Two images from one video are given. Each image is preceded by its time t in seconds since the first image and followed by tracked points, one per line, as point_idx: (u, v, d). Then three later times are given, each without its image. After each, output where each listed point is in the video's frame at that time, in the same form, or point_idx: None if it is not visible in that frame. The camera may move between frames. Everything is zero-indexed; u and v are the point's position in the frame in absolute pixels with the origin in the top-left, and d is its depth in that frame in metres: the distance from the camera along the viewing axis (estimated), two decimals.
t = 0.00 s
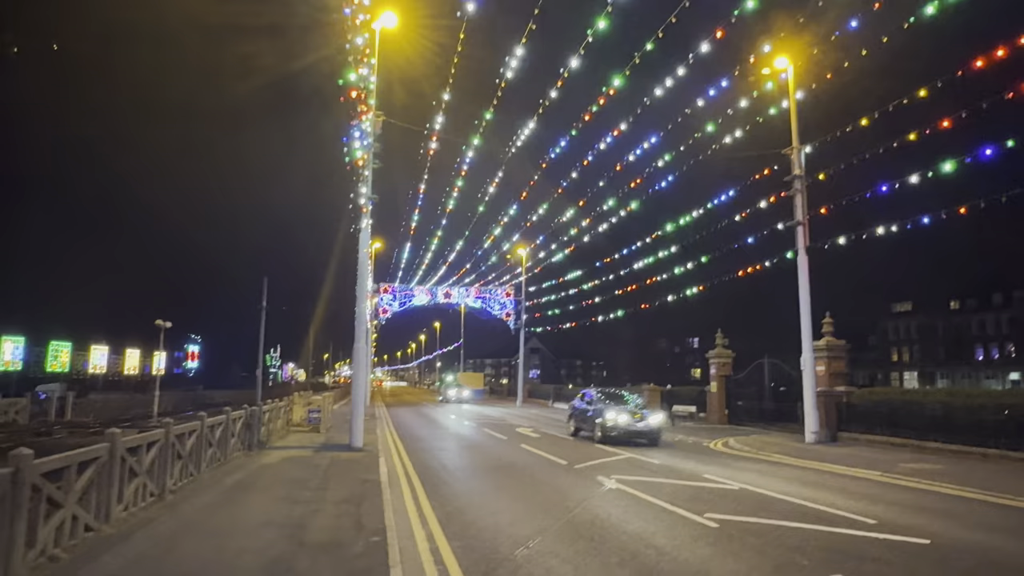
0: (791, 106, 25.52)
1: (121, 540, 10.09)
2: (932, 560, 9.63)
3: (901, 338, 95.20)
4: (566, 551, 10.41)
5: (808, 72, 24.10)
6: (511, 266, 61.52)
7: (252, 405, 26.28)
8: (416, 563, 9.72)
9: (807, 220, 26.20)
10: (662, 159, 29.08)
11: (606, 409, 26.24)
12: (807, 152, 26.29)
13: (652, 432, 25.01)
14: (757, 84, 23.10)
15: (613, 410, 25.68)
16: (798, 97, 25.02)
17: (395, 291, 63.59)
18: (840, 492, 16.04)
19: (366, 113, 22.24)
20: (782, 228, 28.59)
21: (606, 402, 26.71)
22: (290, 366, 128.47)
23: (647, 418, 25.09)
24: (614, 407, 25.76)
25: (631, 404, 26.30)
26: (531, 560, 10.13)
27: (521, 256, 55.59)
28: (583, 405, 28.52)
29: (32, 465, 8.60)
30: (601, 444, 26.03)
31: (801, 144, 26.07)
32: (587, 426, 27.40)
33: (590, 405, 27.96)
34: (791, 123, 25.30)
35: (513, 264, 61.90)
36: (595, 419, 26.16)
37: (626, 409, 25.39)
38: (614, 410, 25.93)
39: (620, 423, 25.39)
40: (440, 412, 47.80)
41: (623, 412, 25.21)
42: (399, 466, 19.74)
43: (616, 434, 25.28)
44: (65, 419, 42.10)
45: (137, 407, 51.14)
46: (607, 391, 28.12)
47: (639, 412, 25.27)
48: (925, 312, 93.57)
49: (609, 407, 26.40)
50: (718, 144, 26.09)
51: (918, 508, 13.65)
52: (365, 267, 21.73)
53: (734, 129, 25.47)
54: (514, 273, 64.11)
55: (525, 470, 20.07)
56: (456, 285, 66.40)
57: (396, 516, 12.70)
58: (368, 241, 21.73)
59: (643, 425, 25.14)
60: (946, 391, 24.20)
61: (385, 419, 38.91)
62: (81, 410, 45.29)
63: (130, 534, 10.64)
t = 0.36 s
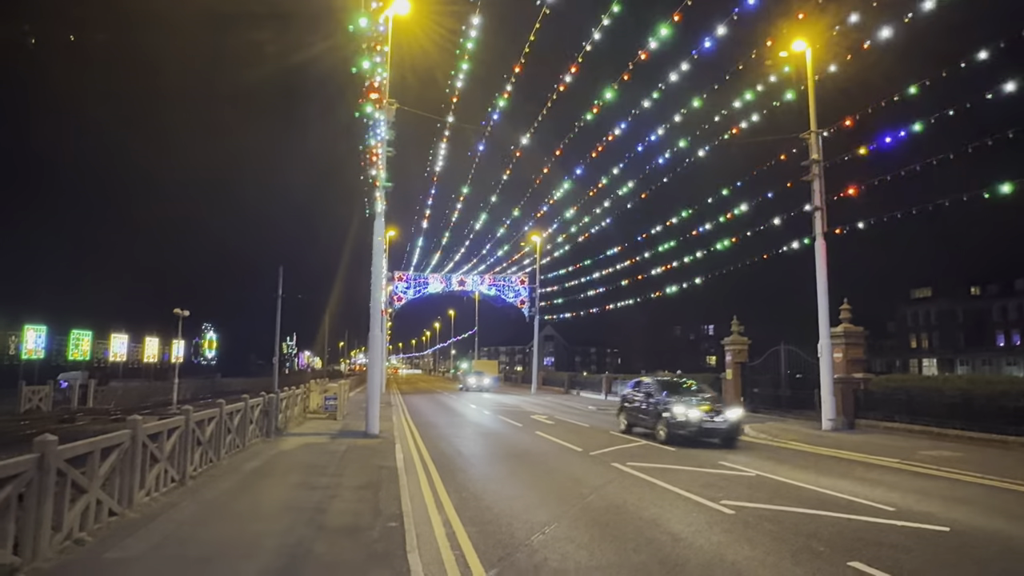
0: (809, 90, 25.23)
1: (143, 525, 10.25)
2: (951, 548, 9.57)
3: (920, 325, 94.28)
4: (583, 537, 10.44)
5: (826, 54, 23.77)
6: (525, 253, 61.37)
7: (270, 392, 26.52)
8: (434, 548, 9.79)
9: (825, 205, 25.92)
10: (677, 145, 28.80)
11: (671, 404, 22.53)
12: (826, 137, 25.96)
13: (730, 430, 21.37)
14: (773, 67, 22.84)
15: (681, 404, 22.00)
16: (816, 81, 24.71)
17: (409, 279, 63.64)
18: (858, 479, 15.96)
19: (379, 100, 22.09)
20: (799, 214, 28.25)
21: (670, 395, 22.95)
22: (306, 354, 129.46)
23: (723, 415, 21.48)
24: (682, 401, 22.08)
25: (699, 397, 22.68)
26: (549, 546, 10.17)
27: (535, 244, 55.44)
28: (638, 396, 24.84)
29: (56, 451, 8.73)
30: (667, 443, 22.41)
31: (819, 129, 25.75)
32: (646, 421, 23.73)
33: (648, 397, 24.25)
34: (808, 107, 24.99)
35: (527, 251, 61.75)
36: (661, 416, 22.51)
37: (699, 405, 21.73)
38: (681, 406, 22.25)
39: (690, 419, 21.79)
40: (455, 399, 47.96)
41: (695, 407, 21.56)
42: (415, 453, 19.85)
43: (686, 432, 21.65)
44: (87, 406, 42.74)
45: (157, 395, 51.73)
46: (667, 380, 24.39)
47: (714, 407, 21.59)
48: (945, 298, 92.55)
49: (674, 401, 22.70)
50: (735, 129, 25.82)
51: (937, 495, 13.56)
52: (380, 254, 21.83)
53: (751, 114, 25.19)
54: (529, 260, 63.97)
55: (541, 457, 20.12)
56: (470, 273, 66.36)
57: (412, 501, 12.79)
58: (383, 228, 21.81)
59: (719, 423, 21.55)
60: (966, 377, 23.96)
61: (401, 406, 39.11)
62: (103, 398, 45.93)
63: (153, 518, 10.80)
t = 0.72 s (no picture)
0: (828, 76, 24.87)
1: (167, 512, 10.42)
2: (971, 538, 9.49)
3: (940, 314, 93.29)
4: (599, 526, 10.46)
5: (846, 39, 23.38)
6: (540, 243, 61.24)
7: (287, 381, 26.72)
8: (451, 536, 9.84)
9: (844, 193, 25.62)
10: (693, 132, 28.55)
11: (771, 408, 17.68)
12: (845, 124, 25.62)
13: (849, 436, 16.72)
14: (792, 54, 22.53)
15: (787, 406, 17.28)
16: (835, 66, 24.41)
17: (424, 269, 63.69)
18: (877, 469, 15.86)
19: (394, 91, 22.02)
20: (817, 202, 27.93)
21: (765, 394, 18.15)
22: (322, 344, 130.32)
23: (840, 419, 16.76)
24: (787, 401, 17.37)
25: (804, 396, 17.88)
26: (564, 535, 10.20)
27: (549, 233, 55.27)
28: (719, 394, 20.25)
29: (80, 439, 8.86)
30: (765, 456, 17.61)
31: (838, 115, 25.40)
32: (734, 426, 19.04)
33: (733, 398, 19.58)
34: (827, 93, 24.65)
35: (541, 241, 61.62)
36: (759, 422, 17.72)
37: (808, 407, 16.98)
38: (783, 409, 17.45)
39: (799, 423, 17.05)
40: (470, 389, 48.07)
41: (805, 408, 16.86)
42: (431, 442, 19.93)
43: (793, 441, 16.93)
44: (108, 396, 43.34)
45: (176, 384, 52.30)
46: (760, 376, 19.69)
47: (827, 406, 16.95)
48: (966, 287, 91.46)
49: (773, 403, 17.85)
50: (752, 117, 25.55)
51: (957, 486, 13.46)
52: (395, 244, 21.82)
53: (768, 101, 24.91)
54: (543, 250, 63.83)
55: (556, 447, 20.15)
56: (484, 263, 66.36)
57: (429, 490, 12.86)
58: (398, 219, 21.82)
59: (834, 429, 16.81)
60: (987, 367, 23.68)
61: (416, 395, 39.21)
62: (123, 387, 46.53)
63: (174, 506, 10.95)
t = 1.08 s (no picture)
0: (845, 66, 24.61)
1: (186, 502, 10.56)
2: (988, 533, 9.41)
3: (960, 307, 92.35)
4: (612, 518, 10.47)
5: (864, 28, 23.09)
6: (553, 236, 61.12)
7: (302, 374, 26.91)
8: (465, 528, 9.89)
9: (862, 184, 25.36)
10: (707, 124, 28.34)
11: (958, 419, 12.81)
12: (862, 114, 25.34)
13: None
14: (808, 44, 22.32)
15: (978, 419, 12.47)
16: (852, 56, 24.12)
17: (438, 263, 63.76)
18: (894, 463, 15.75)
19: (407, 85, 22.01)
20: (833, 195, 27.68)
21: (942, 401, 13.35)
22: (337, 337, 131.04)
23: None
24: (977, 412, 12.58)
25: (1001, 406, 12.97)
26: (577, 527, 10.22)
27: (563, 226, 55.20)
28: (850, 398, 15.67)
29: (101, 430, 8.97)
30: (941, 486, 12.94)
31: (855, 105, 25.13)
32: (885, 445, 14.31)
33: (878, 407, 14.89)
34: (845, 84, 24.41)
35: (555, 234, 61.50)
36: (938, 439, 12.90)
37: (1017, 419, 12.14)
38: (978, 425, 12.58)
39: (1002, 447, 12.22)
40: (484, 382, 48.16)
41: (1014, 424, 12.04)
42: (445, 435, 20.03)
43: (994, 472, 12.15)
44: (127, 388, 43.85)
45: (193, 377, 52.83)
46: (908, 372, 14.71)
47: None
48: (986, 280, 90.51)
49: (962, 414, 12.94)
50: (767, 108, 25.36)
51: (974, 480, 13.35)
52: (408, 238, 21.89)
53: (784, 92, 24.69)
54: (557, 243, 63.71)
55: (570, 439, 20.18)
56: (498, 256, 66.32)
57: (443, 482, 12.92)
58: (411, 213, 21.86)
59: None
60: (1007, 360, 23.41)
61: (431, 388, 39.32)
62: (142, 379, 47.06)
63: (193, 496, 11.09)
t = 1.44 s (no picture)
0: (862, 58, 24.37)
1: (205, 494, 10.70)
2: (1007, 531, 9.32)
3: (978, 303, 90.99)
4: (628, 514, 10.46)
5: (882, 19, 22.85)
6: (566, 231, 60.96)
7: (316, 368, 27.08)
8: (479, 522, 9.92)
9: (878, 178, 25.10)
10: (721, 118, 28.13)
11: None
12: (879, 107, 25.09)
13: None
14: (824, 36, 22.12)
15: None
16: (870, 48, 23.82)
17: (450, 258, 63.80)
18: (910, 460, 15.60)
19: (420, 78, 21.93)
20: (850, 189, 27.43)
21: None
22: (350, 332, 131.60)
23: None
24: None
25: None
26: (591, 522, 10.20)
27: (575, 221, 55.04)
28: None
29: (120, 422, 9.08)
30: None
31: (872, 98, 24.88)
32: None
33: None
34: (861, 76, 24.19)
35: (567, 229, 61.34)
36: None
37: None
38: None
39: None
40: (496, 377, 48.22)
41: None
42: (459, 430, 20.09)
43: None
44: (144, 382, 44.34)
45: (209, 371, 53.31)
46: None
47: None
48: (1005, 276, 89.05)
49: None
50: (782, 101, 25.16)
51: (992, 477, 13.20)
52: (422, 233, 21.94)
53: (800, 85, 24.49)
54: (569, 238, 63.56)
55: (583, 435, 20.18)
56: (511, 251, 66.22)
57: (456, 477, 12.96)
58: (425, 208, 21.88)
59: None
60: None
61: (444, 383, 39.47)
62: (159, 373, 47.57)
63: (210, 488, 11.21)
